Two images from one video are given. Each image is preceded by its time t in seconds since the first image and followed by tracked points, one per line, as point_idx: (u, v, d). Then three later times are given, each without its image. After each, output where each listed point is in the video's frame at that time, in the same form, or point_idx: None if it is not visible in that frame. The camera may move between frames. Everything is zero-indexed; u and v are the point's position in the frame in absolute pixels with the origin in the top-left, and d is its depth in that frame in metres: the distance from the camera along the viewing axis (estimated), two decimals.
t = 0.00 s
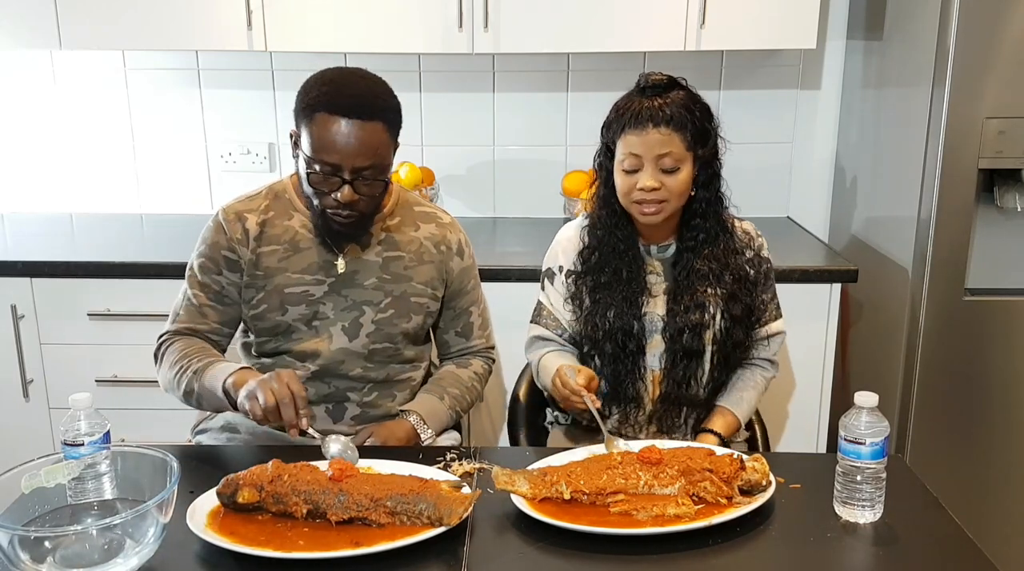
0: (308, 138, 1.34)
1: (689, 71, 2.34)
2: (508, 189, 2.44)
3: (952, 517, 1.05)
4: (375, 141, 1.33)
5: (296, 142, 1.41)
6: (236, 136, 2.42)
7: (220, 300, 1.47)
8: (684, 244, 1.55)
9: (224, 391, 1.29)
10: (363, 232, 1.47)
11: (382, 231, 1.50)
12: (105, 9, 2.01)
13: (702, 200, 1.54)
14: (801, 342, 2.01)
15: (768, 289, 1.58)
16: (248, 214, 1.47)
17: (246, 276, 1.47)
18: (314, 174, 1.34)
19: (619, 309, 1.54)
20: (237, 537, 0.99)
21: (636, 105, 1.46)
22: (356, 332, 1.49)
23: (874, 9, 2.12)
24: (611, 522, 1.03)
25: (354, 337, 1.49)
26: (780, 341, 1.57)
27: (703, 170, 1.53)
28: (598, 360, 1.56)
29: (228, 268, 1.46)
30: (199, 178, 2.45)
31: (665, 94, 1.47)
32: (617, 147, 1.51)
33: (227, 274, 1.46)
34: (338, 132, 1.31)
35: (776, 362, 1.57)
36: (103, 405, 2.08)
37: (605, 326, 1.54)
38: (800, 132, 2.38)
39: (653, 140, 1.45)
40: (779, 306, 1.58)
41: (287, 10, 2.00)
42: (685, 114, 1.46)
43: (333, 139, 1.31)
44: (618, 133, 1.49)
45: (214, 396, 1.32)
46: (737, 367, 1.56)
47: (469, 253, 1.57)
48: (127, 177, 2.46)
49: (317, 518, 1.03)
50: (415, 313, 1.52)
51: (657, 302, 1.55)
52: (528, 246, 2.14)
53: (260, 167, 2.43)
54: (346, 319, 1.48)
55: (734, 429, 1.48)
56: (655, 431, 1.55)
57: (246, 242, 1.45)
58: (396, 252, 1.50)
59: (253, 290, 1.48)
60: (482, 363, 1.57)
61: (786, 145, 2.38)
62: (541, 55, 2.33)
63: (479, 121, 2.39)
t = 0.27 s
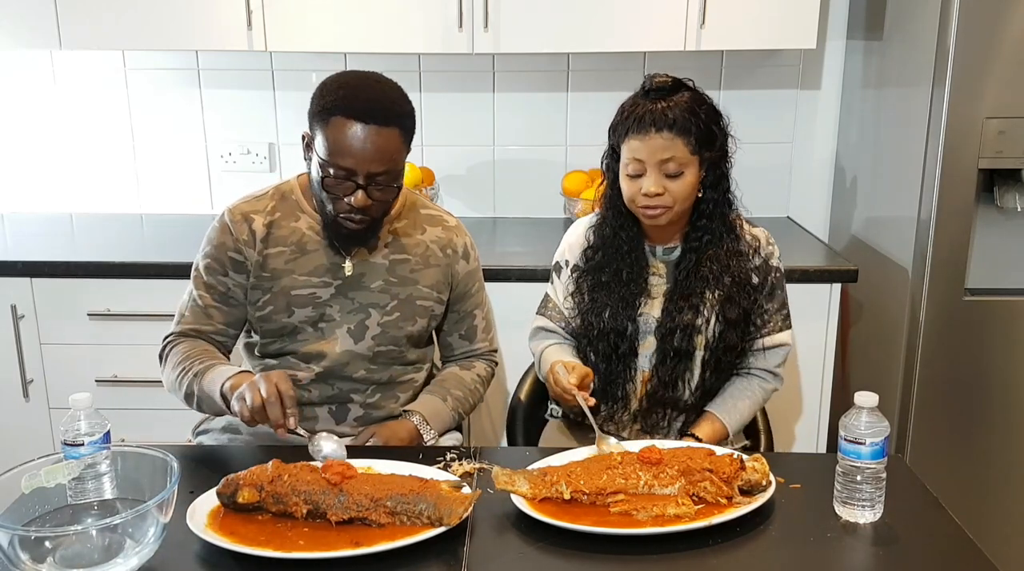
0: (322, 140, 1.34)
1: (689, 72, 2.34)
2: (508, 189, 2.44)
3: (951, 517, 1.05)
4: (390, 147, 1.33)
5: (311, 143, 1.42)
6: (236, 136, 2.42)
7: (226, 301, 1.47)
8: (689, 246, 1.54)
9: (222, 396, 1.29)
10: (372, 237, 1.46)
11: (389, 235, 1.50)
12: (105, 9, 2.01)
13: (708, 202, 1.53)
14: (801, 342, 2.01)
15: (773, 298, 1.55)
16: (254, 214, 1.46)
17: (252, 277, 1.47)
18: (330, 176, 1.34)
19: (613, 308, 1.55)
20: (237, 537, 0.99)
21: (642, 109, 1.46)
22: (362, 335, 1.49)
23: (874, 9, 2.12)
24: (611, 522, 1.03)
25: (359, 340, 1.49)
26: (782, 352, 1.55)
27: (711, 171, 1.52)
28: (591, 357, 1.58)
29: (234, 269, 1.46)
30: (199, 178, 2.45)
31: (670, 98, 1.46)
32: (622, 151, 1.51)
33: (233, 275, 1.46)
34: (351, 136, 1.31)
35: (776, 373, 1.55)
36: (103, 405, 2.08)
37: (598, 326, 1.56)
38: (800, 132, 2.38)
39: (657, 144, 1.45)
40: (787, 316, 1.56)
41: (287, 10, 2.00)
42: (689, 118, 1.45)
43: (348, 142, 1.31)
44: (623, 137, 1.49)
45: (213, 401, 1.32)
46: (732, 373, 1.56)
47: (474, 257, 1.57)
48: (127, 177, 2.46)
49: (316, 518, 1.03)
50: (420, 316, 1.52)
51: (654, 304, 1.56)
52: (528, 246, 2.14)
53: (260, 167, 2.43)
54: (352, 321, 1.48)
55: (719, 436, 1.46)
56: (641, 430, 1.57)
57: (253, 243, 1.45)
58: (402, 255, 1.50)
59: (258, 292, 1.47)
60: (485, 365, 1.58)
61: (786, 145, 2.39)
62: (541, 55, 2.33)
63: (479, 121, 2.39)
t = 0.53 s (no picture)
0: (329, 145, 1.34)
1: (689, 72, 2.34)
2: (508, 189, 2.44)
3: (951, 517, 1.05)
4: (396, 150, 1.33)
5: (316, 143, 1.42)
6: (236, 136, 2.42)
7: (227, 298, 1.47)
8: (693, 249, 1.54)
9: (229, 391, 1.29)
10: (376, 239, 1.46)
11: (391, 236, 1.50)
12: (105, 9, 2.01)
13: (715, 198, 1.54)
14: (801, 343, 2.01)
15: (773, 309, 1.52)
16: (258, 213, 1.46)
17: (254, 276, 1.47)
18: (335, 178, 1.34)
19: (611, 308, 1.56)
20: (237, 537, 0.99)
21: (652, 102, 1.47)
22: (363, 336, 1.49)
23: (874, 9, 2.12)
24: (611, 522, 1.03)
25: (360, 341, 1.49)
26: (780, 366, 1.51)
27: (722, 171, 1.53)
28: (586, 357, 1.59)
29: (237, 266, 1.45)
30: (199, 178, 2.45)
31: (680, 92, 1.47)
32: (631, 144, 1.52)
33: (236, 273, 1.46)
34: (358, 142, 1.31)
35: (773, 387, 1.51)
36: (103, 405, 2.08)
37: (595, 325, 1.57)
38: (800, 132, 2.38)
39: (665, 136, 1.46)
40: (789, 329, 1.52)
41: (287, 10, 2.00)
42: (699, 112, 1.46)
43: (354, 146, 1.31)
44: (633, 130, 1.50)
45: (218, 395, 1.32)
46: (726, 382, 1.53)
47: (476, 259, 1.57)
48: (127, 177, 2.46)
49: (316, 518, 1.03)
50: (422, 318, 1.52)
51: (654, 307, 1.55)
52: (528, 246, 2.14)
53: (260, 167, 2.43)
54: (353, 322, 1.48)
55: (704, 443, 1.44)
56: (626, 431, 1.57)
57: (256, 242, 1.45)
58: (405, 257, 1.50)
59: (260, 291, 1.47)
60: (485, 367, 1.58)
61: (786, 145, 2.39)
62: (541, 55, 2.33)
63: (479, 121, 2.39)
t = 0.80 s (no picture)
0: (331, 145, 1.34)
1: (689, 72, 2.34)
2: (508, 189, 2.44)
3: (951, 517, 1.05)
4: (400, 150, 1.33)
5: (319, 146, 1.42)
6: (236, 136, 2.42)
7: (228, 297, 1.47)
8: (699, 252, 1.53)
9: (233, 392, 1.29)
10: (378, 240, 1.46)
11: (394, 237, 1.50)
12: (105, 9, 2.01)
13: (722, 202, 1.53)
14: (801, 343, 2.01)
15: (774, 317, 1.49)
16: (260, 213, 1.46)
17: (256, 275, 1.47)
18: (339, 179, 1.35)
19: (612, 308, 1.57)
20: (237, 537, 0.99)
21: (659, 105, 1.47)
22: (364, 337, 1.49)
23: (874, 9, 2.12)
24: (611, 522, 1.03)
25: (362, 342, 1.49)
26: (778, 376, 1.49)
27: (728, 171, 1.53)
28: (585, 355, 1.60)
29: (239, 265, 1.45)
30: (199, 178, 2.45)
31: (687, 94, 1.47)
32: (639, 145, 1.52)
33: (237, 272, 1.46)
34: (360, 142, 1.31)
35: (769, 397, 1.49)
36: (103, 405, 2.08)
37: (596, 324, 1.59)
38: (800, 132, 2.38)
39: (671, 140, 1.46)
40: (791, 340, 1.49)
41: (287, 10, 2.00)
42: (705, 115, 1.45)
43: (356, 148, 1.32)
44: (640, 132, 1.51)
45: (219, 396, 1.31)
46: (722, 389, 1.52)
47: (478, 259, 1.57)
48: (127, 177, 2.46)
49: (316, 518, 1.03)
50: (423, 319, 1.52)
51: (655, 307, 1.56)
52: (528, 246, 2.14)
53: (260, 167, 2.43)
54: (355, 323, 1.48)
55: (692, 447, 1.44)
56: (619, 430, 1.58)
57: (259, 241, 1.45)
58: (407, 258, 1.50)
59: (262, 291, 1.47)
60: (486, 367, 1.58)
61: (786, 145, 2.39)
62: (541, 55, 2.33)
63: (479, 121, 2.39)
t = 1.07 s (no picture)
0: (332, 143, 1.34)
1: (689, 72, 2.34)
2: (508, 189, 2.44)
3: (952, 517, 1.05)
4: (401, 151, 1.33)
5: (320, 146, 1.42)
6: (236, 136, 2.42)
7: (228, 295, 1.46)
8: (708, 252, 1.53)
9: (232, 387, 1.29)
10: (379, 241, 1.46)
11: (395, 238, 1.50)
12: (105, 9, 2.01)
13: (731, 206, 1.53)
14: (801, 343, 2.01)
15: (782, 319, 1.50)
16: (262, 212, 1.47)
17: (257, 274, 1.47)
18: (340, 180, 1.34)
19: (619, 308, 1.57)
20: (237, 537, 0.99)
21: (670, 105, 1.47)
22: (364, 337, 1.49)
23: (874, 9, 2.12)
24: (611, 522, 1.02)
25: (361, 342, 1.49)
26: (785, 376, 1.50)
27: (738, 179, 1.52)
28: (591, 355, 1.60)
29: (239, 263, 1.45)
30: (199, 178, 2.45)
31: (698, 95, 1.47)
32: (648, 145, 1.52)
33: (238, 270, 1.45)
34: (361, 141, 1.31)
35: (776, 397, 1.50)
36: (103, 405, 2.08)
37: (603, 323, 1.58)
38: (800, 132, 2.38)
39: (680, 140, 1.45)
40: (798, 340, 1.50)
41: (287, 10, 2.00)
42: (716, 116, 1.45)
43: (357, 147, 1.32)
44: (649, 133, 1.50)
45: (219, 391, 1.31)
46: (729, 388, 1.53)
47: (479, 260, 1.57)
48: (127, 177, 2.46)
49: (316, 518, 1.03)
50: (423, 320, 1.52)
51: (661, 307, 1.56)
52: (528, 246, 2.14)
53: (260, 167, 2.43)
54: (355, 323, 1.48)
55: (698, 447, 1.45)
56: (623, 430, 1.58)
57: (261, 240, 1.45)
58: (408, 259, 1.50)
59: (262, 290, 1.48)
60: (486, 368, 1.58)
61: (786, 145, 2.39)
62: (541, 55, 2.33)
63: (479, 121, 2.39)
